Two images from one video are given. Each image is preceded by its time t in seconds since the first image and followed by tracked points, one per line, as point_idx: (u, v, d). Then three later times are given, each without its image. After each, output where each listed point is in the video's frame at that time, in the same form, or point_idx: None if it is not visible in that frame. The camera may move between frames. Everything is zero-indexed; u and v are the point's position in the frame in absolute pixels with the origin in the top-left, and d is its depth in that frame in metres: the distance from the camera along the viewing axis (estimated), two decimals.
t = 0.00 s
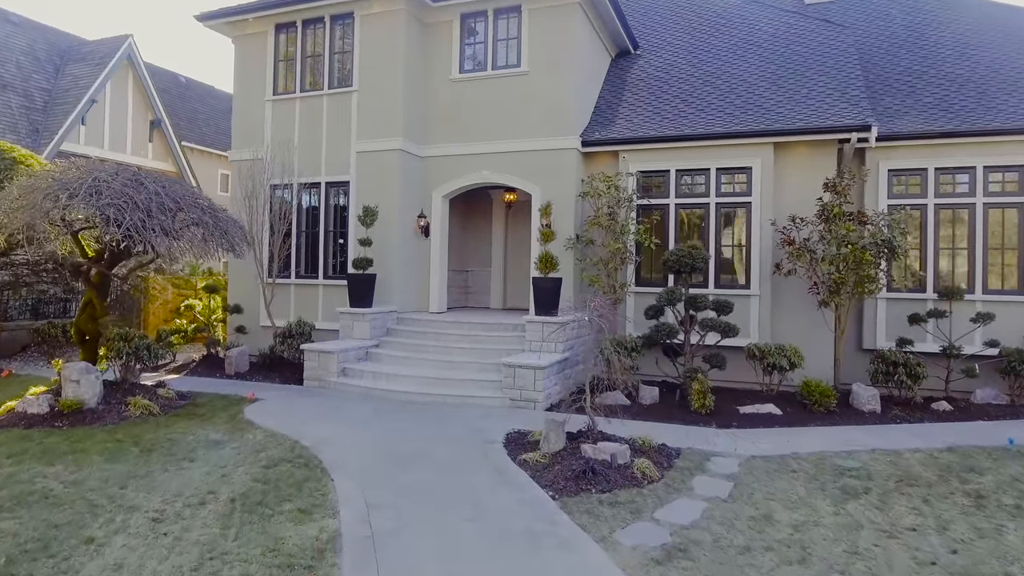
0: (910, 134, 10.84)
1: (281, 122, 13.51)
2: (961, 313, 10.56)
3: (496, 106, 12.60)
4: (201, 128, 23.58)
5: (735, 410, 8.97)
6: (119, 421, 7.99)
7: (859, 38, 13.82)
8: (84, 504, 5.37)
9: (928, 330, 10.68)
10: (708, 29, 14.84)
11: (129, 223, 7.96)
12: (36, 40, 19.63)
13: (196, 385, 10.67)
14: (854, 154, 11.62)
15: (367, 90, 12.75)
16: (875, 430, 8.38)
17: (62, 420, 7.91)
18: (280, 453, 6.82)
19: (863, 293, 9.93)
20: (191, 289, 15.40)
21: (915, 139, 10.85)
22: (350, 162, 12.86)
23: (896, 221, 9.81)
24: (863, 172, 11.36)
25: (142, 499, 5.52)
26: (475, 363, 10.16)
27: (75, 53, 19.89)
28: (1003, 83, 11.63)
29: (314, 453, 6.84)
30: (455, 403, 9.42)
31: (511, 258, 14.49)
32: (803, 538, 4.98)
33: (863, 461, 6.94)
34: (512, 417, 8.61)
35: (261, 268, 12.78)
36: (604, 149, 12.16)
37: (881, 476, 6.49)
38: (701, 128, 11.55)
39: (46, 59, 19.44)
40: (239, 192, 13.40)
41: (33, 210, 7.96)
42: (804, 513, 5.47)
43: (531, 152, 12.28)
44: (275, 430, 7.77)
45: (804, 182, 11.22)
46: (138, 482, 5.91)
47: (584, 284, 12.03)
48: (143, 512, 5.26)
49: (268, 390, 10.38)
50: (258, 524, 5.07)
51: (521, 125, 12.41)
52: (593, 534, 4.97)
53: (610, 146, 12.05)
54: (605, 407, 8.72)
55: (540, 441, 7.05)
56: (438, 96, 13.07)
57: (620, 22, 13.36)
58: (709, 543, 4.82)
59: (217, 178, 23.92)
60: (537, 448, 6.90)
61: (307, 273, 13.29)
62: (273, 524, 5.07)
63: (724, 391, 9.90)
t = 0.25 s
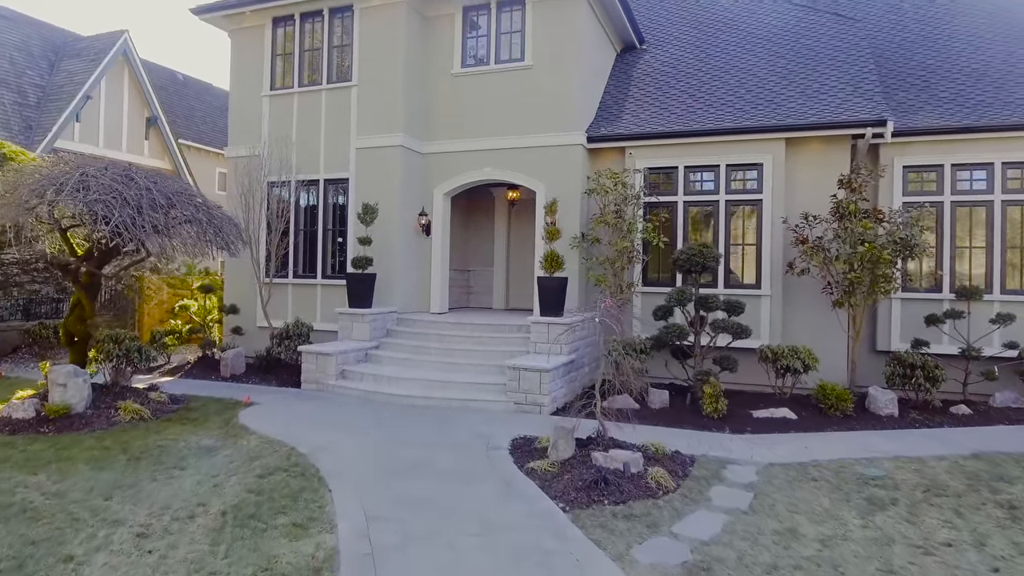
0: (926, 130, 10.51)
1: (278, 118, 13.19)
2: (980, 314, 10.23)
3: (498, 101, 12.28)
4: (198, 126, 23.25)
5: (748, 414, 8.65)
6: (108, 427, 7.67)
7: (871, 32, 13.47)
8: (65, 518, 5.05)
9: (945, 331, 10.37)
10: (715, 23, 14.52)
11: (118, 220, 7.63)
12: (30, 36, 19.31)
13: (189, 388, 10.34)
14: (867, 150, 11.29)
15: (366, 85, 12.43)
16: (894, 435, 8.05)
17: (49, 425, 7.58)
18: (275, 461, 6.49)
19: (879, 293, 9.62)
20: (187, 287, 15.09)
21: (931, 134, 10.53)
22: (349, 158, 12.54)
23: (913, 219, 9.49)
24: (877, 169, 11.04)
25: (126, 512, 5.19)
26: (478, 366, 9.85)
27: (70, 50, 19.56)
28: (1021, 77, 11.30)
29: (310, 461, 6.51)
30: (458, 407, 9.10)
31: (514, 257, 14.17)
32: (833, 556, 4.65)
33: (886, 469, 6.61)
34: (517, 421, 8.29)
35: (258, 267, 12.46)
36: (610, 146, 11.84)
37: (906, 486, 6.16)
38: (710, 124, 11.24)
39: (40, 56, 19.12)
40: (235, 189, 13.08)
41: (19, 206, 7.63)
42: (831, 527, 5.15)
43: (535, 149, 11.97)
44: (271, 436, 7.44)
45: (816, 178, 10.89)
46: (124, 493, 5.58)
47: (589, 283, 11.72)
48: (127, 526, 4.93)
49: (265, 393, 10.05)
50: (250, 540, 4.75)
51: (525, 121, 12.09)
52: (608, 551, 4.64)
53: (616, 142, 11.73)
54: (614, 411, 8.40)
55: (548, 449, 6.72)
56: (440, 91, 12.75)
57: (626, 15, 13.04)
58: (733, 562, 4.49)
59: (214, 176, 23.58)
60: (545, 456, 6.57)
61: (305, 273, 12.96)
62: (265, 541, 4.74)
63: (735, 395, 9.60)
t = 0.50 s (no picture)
0: (937, 125, 10.24)
1: (270, 113, 12.83)
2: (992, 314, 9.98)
3: (497, 96, 11.96)
4: (189, 123, 22.83)
5: (757, 418, 8.36)
6: (90, 433, 7.31)
7: (877, 27, 13.21)
8: (37, 536, 4.70)
9: (956, 332, 10.11)
10: (718, 18, 14.23)
11: (100, 216, 7.26)
12: (17, 30, 18.86)
13: (177, 391, 9.98)
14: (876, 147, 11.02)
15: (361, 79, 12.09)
16: (909, 440, 7.77)
17: (27, 432, 7.22)
18: (265, 470, 6.14)
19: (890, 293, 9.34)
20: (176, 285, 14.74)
21: (942, 130, 10.26)
22: (344, 154, 12.19)
23: (926, 217, 9.22)
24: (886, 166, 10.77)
25: (103, 528, 4.85)
26: (477, 368, 9.52)
27: (58, 44, 19.13)
28: None
29: (302, 470, 6.17)
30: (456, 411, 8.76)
31: (512, 256, 13.86)
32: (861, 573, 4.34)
33: (906, 477, 6.32)
34: (518, 426, 7.97)
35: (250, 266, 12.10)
36: (612, 142, 11.54)
37: (929, 495, 5.87)
38: (715, 119, 10.95)
39: (27, 50, 18.68)
40: (226, 186, 12.71)
41: None
42: (856, 541, 4.84)
43: (535, 145, 11.65)
44: (261, 443, 7.10)
45: (824, 175, 10.62)
46: (102, 507, 5.24)
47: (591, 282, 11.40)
48: (103, 544, 4.59)
49: (255, 397, 9.69)
50: (235, 559, 4.41)
51: (524, 116, 11.76)
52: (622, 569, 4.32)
53: (619, 138, 11.43)
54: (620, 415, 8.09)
55: (552, 456, 6.40)
56: (437, 85, 12.42)
57: (628, 8, 12.74)
58: None
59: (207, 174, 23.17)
60: (549, 464, 6.25)
61: (298, 272, 12.61)
62: (253, 560, 4.41)
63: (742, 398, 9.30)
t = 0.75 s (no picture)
0: (949, 120, 9.96)
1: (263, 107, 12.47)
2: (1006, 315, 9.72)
3: (497, 90, 11.63)
4: (181, 120, 22.42)
5: (768, 423, 8.06)
6: (71, 440, 6.96)
7: (884, 20, 12.93)
8: (7, 555, 4.35)
9: (969, 332, 9.86)
10: (721, 12, 13.95)
11: (81, 211, 6.91)
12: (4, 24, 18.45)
13: (165, 394, 9.61)
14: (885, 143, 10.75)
15: (357, 72, 11.75)
16: (927, 445, 7.49)
17: (5, 440, 6.86)
18: (255, 480, 5.80)
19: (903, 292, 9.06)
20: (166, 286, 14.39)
21: (954, 125, 9.99)
22: (339, 150, 11.85)
23: (940, 214, 8.95)
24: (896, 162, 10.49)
25: (80, 546, 4.50)
26: (477, 370, 9.21)
27: (46, 39, 18.72)
28: None
29: (295, 480, 5.84)
30: (456, 415, 8.44)
31: (512, 255, 13.54)
32: None
33: (929, 486, 6.03)
34: (521, 431, 7.65)
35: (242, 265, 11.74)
36: (615, 137, 11.23)
37: (956, 505, 5.57)
38: (721, 114, 10.65)
39: (14, 44, 18.26)
40: (217, 183, 12.34)
41: None
42: (886, 557, 4.54)
43: (536, 140, 11.33)
44: (252, 451, 6.76)
45: (833, 172, 10.33)
46: (79, 522, 4.89)
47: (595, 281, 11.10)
48: (79, 564, 4.25)
49: (247, 401, 9.34)
50: None
51: (525, 111, 11.44)
52: None
53: (622, 133, 11.12)
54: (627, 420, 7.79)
55: (558, 465, 6.08)
56: (435, 79, 12.09)
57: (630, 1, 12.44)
58: None
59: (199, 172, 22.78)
60: (556, 473, 5.93)
61: (292, 271, 12.26)
62: None
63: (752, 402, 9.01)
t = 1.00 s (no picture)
0: (965, 115, 9.67)
1: (257, 102, 12.11)
2: None
3: (498, 84, 11.30)
4: (174, 117, 22.01)
5: (782, 428, 7.76)
6: (53, 448, 6.60)
7: (893, 14, 12.64)
8: None
9: (985, 333, 9.59)
10: (726, 6, 13.65)
11: (62, 206, 6.55)
12: None
13: (153, 399, 9.25)
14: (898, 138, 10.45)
15: (353, 65, 11.40)
16: (949, 451, 7.19)
17: None
18: (246, 492, 5.46)
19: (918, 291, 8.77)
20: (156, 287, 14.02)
21: (970, 120, 9.69)
22: (335, 145, 11.50)
23: (957, 210, 8.66)
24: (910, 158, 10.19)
25: (56, 566, 4.15)
26: (479, 373, 8.88)
27: (35, 32, 18.29)
28: None
29: (288, 491, 5.50)
30: (457, 420, 8.10)
31: (513, 254, 13.20)
32: None
33: (958, 496, 5.73)
34: (526, 438, 7.32)
35: (235, 264, 11.38)
36: (619, 132, 10.92)
37: (989, 517, 5.27)
38: (729, 108, 10.35)
39: (2, 38, 17.83)
40: (209, 179, 11.97)
41: None
42: None
43: (538, 136, 11.00)
44: (244, 459, 6.41)
45: (845, 167, 10.03)
46: (56, 539, 4.54)
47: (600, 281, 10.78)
48: None
49: (240, 405, 8.99)
50: None
51: (527, 105, 11.11)
52: None
53: (626, 128, 10.81)
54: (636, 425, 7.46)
55: (567, 474, 5.75)
56: (434, 73, 11.75)
57: None
58: None
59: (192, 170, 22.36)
60: (565, 483, 5.60)
61: (286, 270, 11.91)
62: None
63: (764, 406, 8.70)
